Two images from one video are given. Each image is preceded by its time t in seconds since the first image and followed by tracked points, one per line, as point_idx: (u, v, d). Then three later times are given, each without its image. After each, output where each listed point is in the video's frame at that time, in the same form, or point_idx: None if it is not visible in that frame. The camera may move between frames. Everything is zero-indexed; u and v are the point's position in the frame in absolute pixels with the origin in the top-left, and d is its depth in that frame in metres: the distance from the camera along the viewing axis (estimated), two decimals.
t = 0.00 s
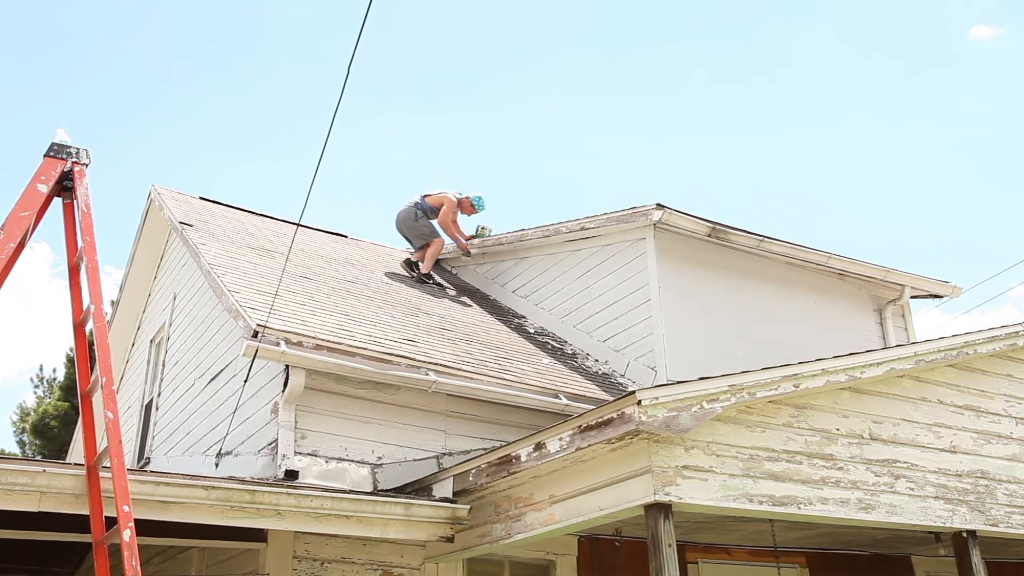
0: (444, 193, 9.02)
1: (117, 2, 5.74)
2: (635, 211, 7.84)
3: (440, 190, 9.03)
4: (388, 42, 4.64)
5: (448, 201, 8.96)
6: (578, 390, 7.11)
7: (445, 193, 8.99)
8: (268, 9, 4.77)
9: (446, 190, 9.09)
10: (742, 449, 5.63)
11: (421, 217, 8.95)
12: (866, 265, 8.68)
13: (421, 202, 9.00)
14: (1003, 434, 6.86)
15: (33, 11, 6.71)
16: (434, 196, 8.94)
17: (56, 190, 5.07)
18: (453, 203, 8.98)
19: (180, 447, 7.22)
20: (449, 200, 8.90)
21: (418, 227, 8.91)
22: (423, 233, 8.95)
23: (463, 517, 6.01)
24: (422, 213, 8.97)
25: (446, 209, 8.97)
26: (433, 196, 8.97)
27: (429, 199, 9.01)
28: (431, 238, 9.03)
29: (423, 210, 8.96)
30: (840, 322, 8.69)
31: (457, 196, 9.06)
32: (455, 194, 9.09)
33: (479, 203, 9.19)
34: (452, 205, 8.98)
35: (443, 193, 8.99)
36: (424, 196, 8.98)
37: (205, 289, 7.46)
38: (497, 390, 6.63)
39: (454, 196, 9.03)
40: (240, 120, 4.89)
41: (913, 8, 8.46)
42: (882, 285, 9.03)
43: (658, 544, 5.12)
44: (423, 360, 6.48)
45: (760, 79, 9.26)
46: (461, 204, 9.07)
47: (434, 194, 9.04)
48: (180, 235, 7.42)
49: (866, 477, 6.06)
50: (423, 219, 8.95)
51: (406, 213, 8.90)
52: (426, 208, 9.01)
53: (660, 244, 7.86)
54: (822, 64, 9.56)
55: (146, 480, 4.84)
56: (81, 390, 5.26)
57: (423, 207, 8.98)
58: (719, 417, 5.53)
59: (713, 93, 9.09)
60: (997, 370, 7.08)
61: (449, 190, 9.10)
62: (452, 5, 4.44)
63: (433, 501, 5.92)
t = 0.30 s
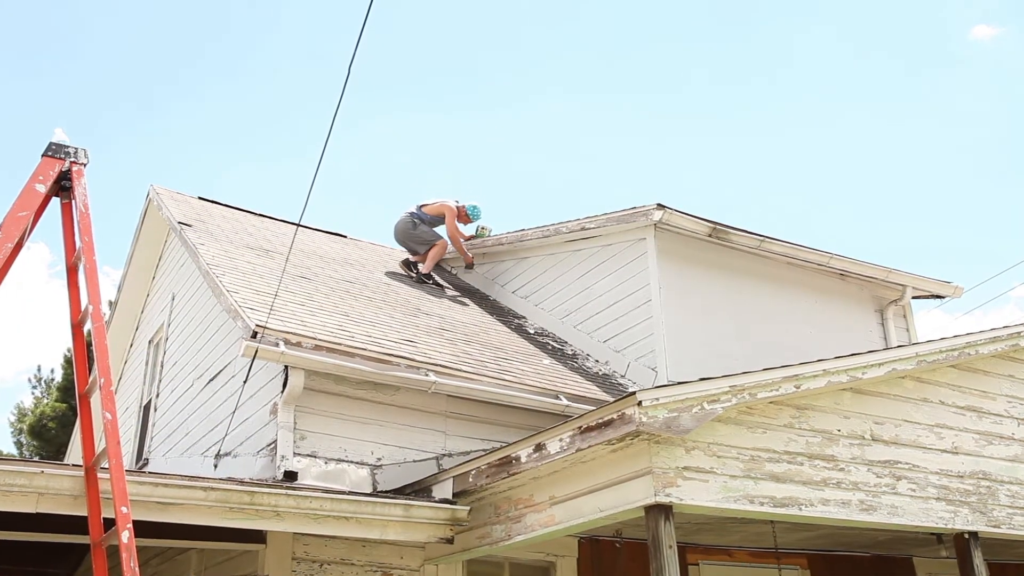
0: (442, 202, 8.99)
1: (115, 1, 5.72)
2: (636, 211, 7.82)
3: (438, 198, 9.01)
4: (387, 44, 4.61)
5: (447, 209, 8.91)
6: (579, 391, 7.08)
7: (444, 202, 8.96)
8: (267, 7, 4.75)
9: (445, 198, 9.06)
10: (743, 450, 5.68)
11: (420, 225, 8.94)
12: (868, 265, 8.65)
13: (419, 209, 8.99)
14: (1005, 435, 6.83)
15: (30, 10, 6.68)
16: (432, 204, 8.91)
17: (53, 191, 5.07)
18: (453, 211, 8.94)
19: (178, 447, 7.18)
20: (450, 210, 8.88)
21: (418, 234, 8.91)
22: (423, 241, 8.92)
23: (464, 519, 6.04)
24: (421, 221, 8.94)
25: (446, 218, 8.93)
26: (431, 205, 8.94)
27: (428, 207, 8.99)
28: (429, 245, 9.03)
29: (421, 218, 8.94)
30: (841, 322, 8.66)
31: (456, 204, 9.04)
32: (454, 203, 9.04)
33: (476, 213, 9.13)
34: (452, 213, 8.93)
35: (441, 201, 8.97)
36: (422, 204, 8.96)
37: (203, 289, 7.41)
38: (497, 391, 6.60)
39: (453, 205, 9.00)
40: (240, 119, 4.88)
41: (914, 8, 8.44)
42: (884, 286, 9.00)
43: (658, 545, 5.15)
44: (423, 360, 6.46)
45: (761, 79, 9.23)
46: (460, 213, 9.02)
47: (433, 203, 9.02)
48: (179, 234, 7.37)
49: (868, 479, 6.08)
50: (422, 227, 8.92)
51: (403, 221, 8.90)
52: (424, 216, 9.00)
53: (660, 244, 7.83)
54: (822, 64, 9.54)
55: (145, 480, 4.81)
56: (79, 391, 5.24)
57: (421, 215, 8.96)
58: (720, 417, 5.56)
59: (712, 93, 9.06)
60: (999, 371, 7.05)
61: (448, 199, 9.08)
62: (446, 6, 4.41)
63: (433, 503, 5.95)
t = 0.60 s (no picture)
0: (437, 206, 8.80)
1: None
2: (639, 209, 7.68)
3: (433, 202, 8.84)
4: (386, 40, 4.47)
5: (444, 213, 8.72)
6: (580, 394, 6.92)
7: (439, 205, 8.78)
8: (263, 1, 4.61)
9: (439, 202, 8.91)
10: (748, 454, 5.64)
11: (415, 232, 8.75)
12: (877, 265, 8.48)
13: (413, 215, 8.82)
14: (1016, 439, 6.70)
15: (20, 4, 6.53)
16: (426, 208, 8.71)
17: (43, 189, 4.93)
18: (451, 215, 8.76)
19: (169, 451, 7.00)
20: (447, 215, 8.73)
21: (413, 241, 8.74)
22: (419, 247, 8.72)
23: (463, 525, 5.92)
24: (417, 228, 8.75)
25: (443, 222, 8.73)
26: (425, 209, 8.76)
27: (423, 211, 8.79)
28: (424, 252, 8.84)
29: (416, 223, 8.74)
30: (848, 324, 8.51)
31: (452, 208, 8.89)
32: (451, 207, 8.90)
33: (468, 216, 8.98)
34: (449, 217, 8.75)
35: (436, 206, 8.79)
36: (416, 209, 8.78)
37: (196, 289, 7.24)
38: (498, 394, 6.46)
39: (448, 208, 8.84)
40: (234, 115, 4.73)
41: (922, 4, 8.29)
42: (892, 286, 8.85)
43: (662, 552, 5.13)
44: (421, 362, 6.32)
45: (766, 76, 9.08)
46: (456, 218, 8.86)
47: (427, 207, 8.82)
48: (171, 233, 7.20)
49: (876, 483, 5.99)
50: (416, 231, 8.71)
51: (397, 228, 8.74)
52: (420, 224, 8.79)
53: (664, 243, 7.69)
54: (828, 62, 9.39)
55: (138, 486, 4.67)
56: (70, 394, 5.10)
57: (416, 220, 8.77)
58: (725, 421, 5.53)
59: (716, 91, 8.93)
60: (1010, 374, 6.91)
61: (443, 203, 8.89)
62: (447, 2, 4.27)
63: (432, 508, 5.85)
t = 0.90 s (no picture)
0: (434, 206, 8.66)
1: None
2: (643, 207, 7.53)
3: (430, 203, 8.70)
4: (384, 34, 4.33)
5: (439, 212, 8.53)
6: (582, 396, 6.76)
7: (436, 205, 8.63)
8: None
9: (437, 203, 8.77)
10: (754, 458, 5.60)
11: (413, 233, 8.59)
12: (887, 264, 8.30)
13: (411, 215, 8.67)
14: None
15: None
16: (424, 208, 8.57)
17: (31, 185, 4.79)
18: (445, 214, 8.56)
19: (159, 454, 6.81)
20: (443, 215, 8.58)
21: (412, 242, 8.57)
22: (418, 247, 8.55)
23: (461, 530, 5.78)
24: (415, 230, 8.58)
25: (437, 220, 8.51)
26: (423, 209, 8.61)
27: (421, 212, 8.65)
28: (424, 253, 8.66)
29: (414, 224, 8.58)
30: (856, 324, 8.34)
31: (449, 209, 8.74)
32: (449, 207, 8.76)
33: (467, 217, 8.89)
34: (444, 216, 8.54)
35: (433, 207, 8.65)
36: (413, 210, 8.64)
37: (187, 289, 7.07)
38: (497, 396, 6.31)
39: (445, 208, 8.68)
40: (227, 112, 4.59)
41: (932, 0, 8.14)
42: (902, 285, 8.67)
43: (666, 558, 5.11)
44: (419, 364, 6.18)
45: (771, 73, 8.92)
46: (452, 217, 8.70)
47: (424, 208, 8.68)
48: (163, 231, 7.04)
49: (886, 488, 5.88)
50: (413, 230, 8.54)
51: (394, 228, 8.59)
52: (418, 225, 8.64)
53: (668, 241, 7.55)
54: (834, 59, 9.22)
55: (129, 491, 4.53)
56: (58, 397, 4.96)
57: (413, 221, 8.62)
58: (730, 424, 5.49)
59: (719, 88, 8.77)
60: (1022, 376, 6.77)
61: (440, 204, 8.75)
62: None
63: (429, 513, 5.70)
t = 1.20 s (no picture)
0: (434, 208, 8.49)
1: None
2: (647, 204, 7.33)
3: (430, 204, 8.52)
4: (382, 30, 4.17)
5: (439, 216, 8.43)
6: (584, 400, 6.55)
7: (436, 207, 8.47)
8: None
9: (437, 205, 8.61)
10: (762, 464, 5.57)
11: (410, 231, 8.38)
12: (900, 264, 8.10)
13: (410, 216, 8.49)
14: None
15: None
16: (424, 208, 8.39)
17: (14, 182, 4.59)
18: (445, 218, 8.48)
19: (146, 460, 6.57)
20: (442, 216, 8.42)
21: (409, 239, 8.33)
22: (416, 245, 8.31)
23: (460, 539, 5.64)
24: (413, 228, 8.38)
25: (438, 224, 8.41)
26: (424, 210, 8.44)
27: (421, 213, 8.47)
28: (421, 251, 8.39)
29: (413, 223, 8.38)
30: (868, 325, 8.13)
31: (449, 211, 8.57)
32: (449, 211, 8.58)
33: (468, 222, 8.71)
34: (444, 220, 8.46)
35: (433, 208, 8.48)
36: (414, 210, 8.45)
37: (176, 288, 6.86)
38: (498, 400, 6.11)
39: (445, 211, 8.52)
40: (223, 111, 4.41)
41: None
42: (916, 286, 8.47)
43: (671, 566, 5.08)
44: (416, 367, 5.98)
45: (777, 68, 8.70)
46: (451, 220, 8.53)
47: (425, 208, 8.51)
48: (150, 229, 6.82)
49: (899, 495, 5.75)
50: (412, 229, 8.32)
51: (392, 226, 8.39)
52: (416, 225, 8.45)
53: (673, 240, 7.35)
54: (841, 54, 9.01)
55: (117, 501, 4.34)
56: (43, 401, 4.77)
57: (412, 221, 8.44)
58: (738, 429, 5.46)
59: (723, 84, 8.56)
60: None
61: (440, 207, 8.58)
62: None
63: (427, 521, 5.54)
